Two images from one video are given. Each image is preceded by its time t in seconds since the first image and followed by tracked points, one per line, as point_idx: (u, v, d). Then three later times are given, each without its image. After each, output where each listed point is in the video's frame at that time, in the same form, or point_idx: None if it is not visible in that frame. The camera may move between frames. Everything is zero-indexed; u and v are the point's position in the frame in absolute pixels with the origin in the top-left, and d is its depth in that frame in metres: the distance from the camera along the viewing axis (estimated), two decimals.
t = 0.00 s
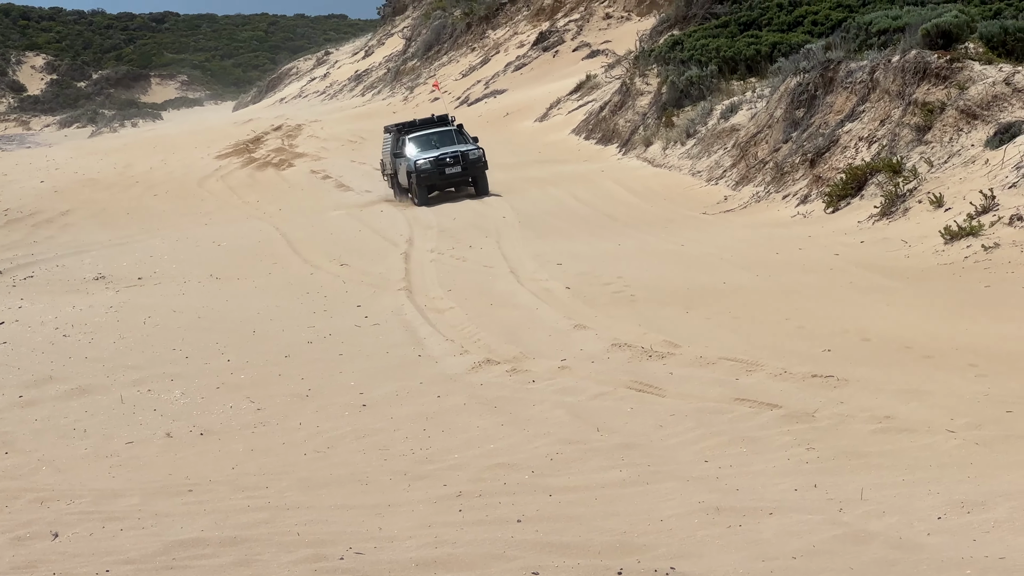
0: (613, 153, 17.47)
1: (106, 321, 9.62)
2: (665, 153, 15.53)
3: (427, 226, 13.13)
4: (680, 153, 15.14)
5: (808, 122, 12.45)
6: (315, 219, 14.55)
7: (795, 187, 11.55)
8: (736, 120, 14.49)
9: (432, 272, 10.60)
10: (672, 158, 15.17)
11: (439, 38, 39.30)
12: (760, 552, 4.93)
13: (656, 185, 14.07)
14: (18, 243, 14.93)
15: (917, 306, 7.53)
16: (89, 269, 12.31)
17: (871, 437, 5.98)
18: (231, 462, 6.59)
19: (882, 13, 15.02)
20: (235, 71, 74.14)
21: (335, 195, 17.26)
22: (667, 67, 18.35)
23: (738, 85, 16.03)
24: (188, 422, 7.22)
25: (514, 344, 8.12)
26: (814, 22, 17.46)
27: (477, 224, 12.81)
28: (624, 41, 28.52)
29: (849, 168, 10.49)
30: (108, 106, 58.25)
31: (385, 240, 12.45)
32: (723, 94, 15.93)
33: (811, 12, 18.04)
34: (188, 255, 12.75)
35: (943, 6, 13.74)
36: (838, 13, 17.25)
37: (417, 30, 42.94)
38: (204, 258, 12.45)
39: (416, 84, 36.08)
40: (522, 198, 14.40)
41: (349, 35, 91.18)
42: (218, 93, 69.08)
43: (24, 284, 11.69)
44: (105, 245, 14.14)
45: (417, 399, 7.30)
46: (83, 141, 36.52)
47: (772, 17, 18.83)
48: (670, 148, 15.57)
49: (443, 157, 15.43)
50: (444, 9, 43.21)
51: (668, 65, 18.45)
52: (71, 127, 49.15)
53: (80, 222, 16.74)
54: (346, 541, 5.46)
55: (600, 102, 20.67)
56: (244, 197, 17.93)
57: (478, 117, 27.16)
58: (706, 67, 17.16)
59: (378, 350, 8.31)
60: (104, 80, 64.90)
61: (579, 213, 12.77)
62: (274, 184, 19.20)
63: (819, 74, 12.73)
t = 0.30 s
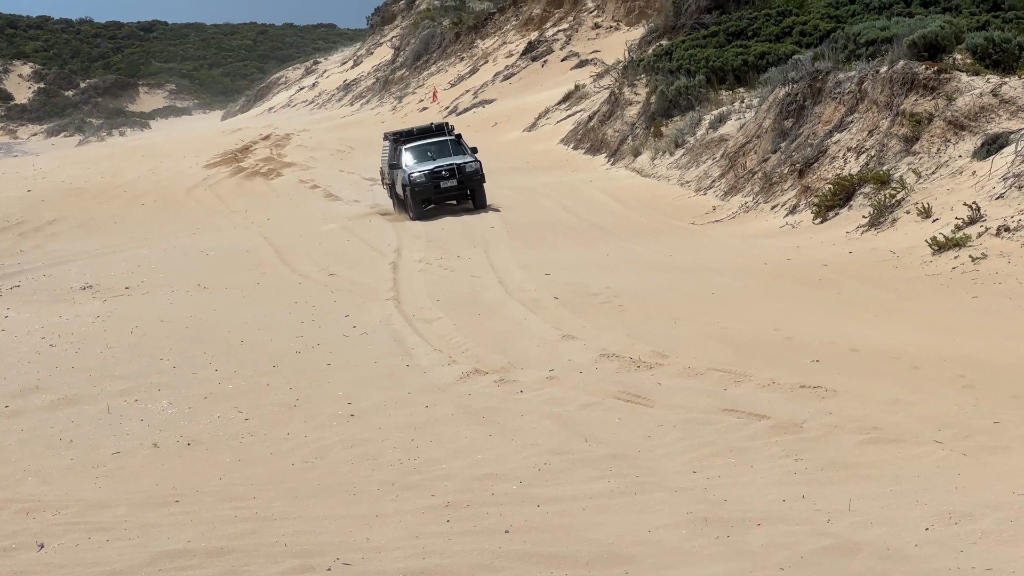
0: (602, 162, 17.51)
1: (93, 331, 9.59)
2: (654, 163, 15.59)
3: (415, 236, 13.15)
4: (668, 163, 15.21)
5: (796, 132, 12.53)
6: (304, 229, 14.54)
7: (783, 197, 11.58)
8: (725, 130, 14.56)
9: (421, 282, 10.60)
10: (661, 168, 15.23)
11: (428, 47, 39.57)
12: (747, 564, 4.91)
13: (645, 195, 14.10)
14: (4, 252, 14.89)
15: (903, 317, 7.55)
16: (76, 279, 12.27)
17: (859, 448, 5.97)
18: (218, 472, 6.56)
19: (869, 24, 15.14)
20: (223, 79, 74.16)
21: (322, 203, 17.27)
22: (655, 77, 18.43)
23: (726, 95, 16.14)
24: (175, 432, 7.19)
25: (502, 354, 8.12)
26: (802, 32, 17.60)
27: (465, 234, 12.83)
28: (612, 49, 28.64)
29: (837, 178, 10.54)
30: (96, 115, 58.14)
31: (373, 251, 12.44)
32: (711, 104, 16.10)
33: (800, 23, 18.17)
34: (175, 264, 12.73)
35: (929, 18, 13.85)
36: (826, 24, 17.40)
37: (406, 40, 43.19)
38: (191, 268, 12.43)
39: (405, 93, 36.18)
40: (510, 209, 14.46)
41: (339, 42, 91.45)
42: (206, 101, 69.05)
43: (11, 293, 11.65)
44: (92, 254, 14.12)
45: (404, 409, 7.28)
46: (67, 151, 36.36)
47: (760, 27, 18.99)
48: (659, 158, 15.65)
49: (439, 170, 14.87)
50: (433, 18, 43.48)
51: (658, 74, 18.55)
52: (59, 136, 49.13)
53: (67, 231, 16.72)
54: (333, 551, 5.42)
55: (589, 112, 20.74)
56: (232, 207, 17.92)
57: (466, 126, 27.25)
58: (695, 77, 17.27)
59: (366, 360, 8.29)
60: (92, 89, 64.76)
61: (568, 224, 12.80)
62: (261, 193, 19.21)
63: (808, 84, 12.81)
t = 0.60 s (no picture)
0: (595, 168, 17.52)
1: (86, 336, 9.60)
2: (647, 169, 15.62)
3: (408, 242, 13.17)
4: (661, 169, 15.23)
5: (789, 139, 12.54)
6: (297, 234, 14.55)
7: (775, 204, 11.58)
8: (717, 136, 14.57)
9: (414, 287, 10.61)
10: (654, 174, 15.24)
11: (421, 52, 39.71)
12: (740, 571, 4.90)
13: (639, 201, 14.10)
14: None
15: (895, 324, 7.55)
16: (70, 284, 12.28)
17: (851, 455, 5.97)
18: (210, 478, 6.57)
19: (862, 31, 15.21)
20: (217, 84, 74.20)
21: (315, 208, 17.29)
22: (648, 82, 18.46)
23: (719, 101, 16.18)
24: (168, 438, 7.19)
25: (495, 360, 8.13)
26: (795, 39, 17.65)
27: (458, 241, 12.86)
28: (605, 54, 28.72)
29: (830, 185, 10.54)
30: (90, 120, 58.09)
31: (367, 256, 12.46)
32: (704, 110, 16.14)
33: (793, 29, 18.23)
34: (169, 270, 12.74)
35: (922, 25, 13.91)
36: (819, 30, 17.47)
37: (398, 45, 43.34)
38: (185, 273, 12.44)
39: (399, 99, 36.22)
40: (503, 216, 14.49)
41: (334, 47, 91.76)
42: (200, 107, 69.08)
43: (4, 298, 11.65)
44: (85, 259, 14.12)
45: (397, 415, 7.28)
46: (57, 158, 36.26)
47: (753, 33, 19.05)
48: (652, 164, 15.67)
49: (437, 180, 14.26)
50: (426, 24, 43.75)
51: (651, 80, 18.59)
52: (51, 142, 49.06)
53: (59, 237, 16.70)
54: (325, 557, 5.42)
55: (582, 118, 20.77)
56: (225, 212, 17.93)
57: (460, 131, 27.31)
58: (688, 83, 17.32)
59: (358, 366, 8.30)
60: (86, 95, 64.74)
61: (560, 230, 12.81)
62: (254, 198, 19.22)
63: (801, 91, 12.82)
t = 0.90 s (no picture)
0: (590, 173, 17.50)
1: (81, 339, 9.60)
2: (642, 174, 15.61)
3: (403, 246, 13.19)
4: (656, 173, 15.23)
5: (784, 144, 12.54)
6: (292, 238, 14.55)
7: (770, 209, 11.57)
8: (712, 141, 14.57)
9: (408, 291, 10.62)
10: (649, 178, 15.24)
11: (416, 57, 39.71)
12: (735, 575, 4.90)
13: (634, 206, 14.08)
14: None
15: (889, 328, 7.56)
16: (64, 287, 12.28)
17: (846, 459, 5.98)
18: (205, 482, 6.57)
19: (858, 36, 15.23)
20: (212, 88, 74.07)
21: (309, 212, 17.28)
22: (643, 87, 18.47)
23: (714, 106, 16.20)
24: (163, 440, 7.20)
25: (490, 364, 8.13)
26: (791, 43, 17.65)
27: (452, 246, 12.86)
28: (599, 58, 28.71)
29: (825, 190, 10.54)
30: (84, 123, 57.99)
31: (362, 260, 12.46)
32: (699, 115, 16.15)
33: (788, 34, 18.22)
34: (163, 273, 12.74)
35: (918, 30, 13.93)
36: (815, 35, 17.47)
37: (393, 49, 43.33)
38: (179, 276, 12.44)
39: (392, 104, 36.06)
40: (499, 220, 14.49)
41: (330, 51, 91.83)
42: (194, 111, 68.97)
43: None
44: (80, 263, 14.11)
45: (392, 419, 7.29)
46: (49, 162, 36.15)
47: (748, 38, 19.06)
48: (646, 168, 15.68)
49: (434, 189, 13.62)
50: (421, 29, 43.83)
51: (645, 85, 18.60)
52: (45, 145, 48.97)
53: (53, 240, 16.69)
54: (320, 560, 5.41)
55: (577, 123, 20.77)
56: (219, 216, 17.91)
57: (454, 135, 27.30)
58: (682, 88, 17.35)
59: (353, 369, 8.31)
60: (80, 98, 64.69)
61: (555, 235, 12.80)
62: (247, 202, 19.20)
63: (795, 96, 12.82)
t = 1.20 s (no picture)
0: (587, 170, 17.51)
1: (78, 334, 9.59)
2: (639, 171, 15.63)
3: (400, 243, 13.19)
4: (653, 171, 15.25)
5: (781, 141, 12.55)
6: (288, 235, 14.53)
7: (767, 206, 11.60)
8: (709, 138, 14.59)
9: (405, 288, 10.62)
10: (646, 176, 15.26)
11: (414, 54, 39.70)
12: (730, 572, 4.91)
13: (631, 203, 14.10)
14: None
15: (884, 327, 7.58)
16: (61, 283, 12.27)
17: (842, 457, 5.99)
18: (201, 477, 6.57)
19: (854, 34, 15.27)
20: (209, 84, 73.95)
21: (307, 208, 17.29)
22: (641, 85, 18.49)
23: (711, 104, 16.24)
24: (159, 436, 7.20)
25: (487, 361, 8.13)
26: (787, 42, 17.69)
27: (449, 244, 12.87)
28: (597, 56, 28.71)
29: (821, 188, 10.57)
30: (81, 118, 57.93)
31: (359, 257, 12.46)
32: (696, 112, 16.19)
33: (785, 33, 18.26)
34: (160, 269, 12.73)
35: (914, 29, 13.97)
36: (812, 33, 17.51)
37: (391, 46, 43.29)
38: (177, 272, 12.43)
39: (390, 100, 36.05)
40: (496, 217, 14.50)
41: (327, 47, 91.81)
42: (191, 107, 68.89)
43: None
44: (77, 258, 14.11)
45: (388, 416, 7.28)
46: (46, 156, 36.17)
47: (745, 36, 19.10)
48: (643, 166, 15.69)
49: (430, 194, 12.87)
50: (419, 26, 43.79)
51: (643, 83, 18.63)
52: (42, 140, 48.99)
53: (50, 235, 16.69)
54: (316, 557, 5.41)
55: (574, 120, 20.77)
56: (216, 212, 17.92)
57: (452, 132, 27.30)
58: (680, 86, 17.40)
59: (350, 366, 8.30)
60: (76, 93, 64.66)
61: (552, 232, 12.82)
62: (245, 198, 19.22)
63: (792, 94, 12.85)
